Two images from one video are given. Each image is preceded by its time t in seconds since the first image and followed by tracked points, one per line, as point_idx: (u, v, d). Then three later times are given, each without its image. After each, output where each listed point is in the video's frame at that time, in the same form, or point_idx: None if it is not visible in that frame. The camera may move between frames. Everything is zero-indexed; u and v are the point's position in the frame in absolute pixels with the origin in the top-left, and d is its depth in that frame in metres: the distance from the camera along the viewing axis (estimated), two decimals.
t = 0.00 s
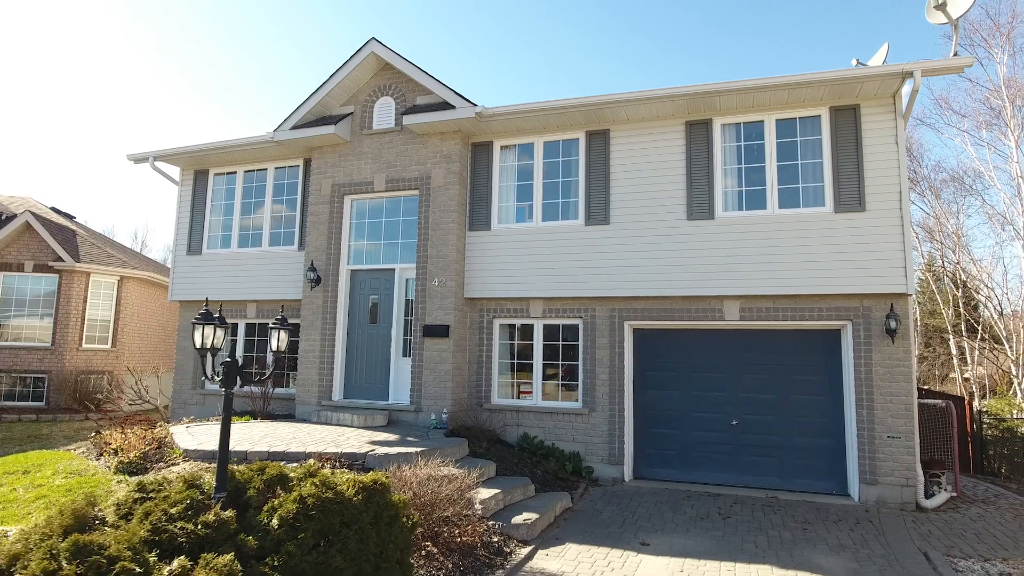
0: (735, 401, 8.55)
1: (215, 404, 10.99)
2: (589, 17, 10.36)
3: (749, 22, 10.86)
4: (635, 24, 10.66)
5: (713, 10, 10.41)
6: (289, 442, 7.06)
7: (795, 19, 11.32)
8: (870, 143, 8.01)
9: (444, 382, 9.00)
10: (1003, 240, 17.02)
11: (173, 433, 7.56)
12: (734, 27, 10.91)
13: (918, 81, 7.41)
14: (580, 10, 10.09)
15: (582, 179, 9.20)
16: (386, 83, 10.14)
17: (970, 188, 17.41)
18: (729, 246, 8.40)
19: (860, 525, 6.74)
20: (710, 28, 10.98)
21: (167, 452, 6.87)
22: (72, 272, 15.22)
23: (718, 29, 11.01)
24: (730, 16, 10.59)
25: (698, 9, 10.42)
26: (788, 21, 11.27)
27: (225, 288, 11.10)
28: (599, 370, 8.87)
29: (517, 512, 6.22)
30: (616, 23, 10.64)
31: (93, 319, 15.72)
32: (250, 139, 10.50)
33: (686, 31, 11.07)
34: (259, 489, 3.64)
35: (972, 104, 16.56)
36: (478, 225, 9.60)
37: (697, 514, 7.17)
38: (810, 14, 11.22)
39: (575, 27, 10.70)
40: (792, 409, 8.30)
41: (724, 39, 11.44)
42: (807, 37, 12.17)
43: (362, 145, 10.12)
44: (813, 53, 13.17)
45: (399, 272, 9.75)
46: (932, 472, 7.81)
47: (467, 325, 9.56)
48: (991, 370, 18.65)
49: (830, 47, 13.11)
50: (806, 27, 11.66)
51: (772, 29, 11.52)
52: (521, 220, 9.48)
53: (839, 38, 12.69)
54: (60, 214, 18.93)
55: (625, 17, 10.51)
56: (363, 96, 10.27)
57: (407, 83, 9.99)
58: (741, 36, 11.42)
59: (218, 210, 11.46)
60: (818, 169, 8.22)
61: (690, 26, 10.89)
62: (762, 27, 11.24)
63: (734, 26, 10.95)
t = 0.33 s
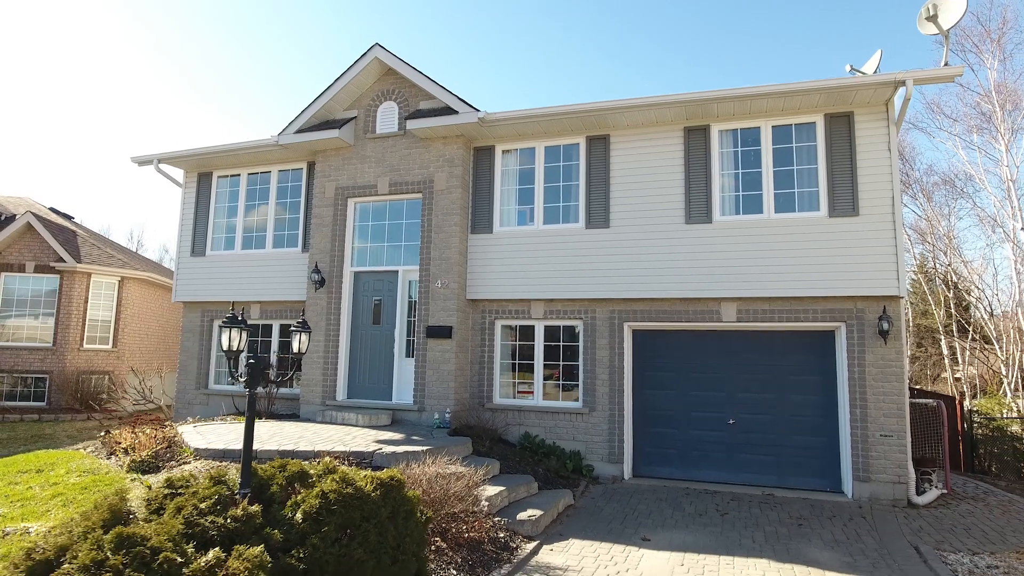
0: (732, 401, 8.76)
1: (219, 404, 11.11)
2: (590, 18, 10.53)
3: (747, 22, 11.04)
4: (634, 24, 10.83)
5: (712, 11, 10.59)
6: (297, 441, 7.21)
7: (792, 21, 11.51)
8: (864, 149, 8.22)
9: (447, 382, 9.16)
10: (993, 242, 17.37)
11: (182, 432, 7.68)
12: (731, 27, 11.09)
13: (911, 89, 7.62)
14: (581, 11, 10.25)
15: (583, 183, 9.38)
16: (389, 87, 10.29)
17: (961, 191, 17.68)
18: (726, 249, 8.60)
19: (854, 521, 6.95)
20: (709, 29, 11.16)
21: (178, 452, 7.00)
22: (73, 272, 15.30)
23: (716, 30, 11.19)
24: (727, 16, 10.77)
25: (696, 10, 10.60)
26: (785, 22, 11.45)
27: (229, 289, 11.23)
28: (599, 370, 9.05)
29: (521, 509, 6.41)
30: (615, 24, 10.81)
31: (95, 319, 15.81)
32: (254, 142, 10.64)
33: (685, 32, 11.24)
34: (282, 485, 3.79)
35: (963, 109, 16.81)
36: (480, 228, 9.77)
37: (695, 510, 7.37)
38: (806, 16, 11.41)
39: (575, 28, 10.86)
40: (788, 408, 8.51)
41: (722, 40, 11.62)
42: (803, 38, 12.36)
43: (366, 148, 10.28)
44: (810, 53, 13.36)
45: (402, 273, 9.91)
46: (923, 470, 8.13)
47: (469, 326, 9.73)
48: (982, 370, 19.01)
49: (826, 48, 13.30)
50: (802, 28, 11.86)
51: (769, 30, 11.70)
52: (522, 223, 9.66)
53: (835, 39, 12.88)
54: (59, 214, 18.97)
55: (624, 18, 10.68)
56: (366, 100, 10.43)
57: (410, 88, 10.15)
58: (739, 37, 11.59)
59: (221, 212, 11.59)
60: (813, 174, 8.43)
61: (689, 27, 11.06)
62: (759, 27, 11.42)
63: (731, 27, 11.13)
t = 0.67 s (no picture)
0: (730, 401, 8.96)
1: (224, 404, 11.26)
2: (590, 20, 10.71)
3: (744, 24, 11.24)
4: (633, 27, 11.01)
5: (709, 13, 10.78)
6: (306, 440, 7.37)
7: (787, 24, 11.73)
8: (859, 155, 8.44)
9: (451, 382, 9.33)
10: (985, 243, 17.73)
11: (192, 432, 7.83)
12: (728, 29, 11.28)
13: (904, 97, 7.84)
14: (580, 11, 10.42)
15: (584, 187, 9.56)
16: (393, 92, 10.47)
17: (954, 193, 17.93)
18: (724, 252, 8.80)
19: (849, 517, 7.17)
20: (707, 32, 11.35)
21: (190, 450, 7.16)
22: (76, 273, 15.41)
23: (713, 33, 11.38)
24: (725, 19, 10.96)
25: (694, 12, 10.78)
26: (782, 24, 11.65)
27: (234, 291, 11.37)
28: (601, 370, 9.24)
29: (527, 506, 6.59)
30: (615, 27, 10.99)
31: (97, 319, 15.91)
32: (259, 146, 10.78)
33: (683, 34, 11.42)
34: (305, 481, 3.97)
35: (956, 113, 17.05)
36: (483, 230, 9.95)
37: (695, 507, 7.57)
38: (802, 19, 11.61)
39: (575, 30, 11.03)
40: (785, 408, 8.72)
41: (719, 42, 11.82)
42: (799, 41, 12.57)
43: (370, 152, 10.44)
44: (805, 56, 13.58)
45: (407, 275, 10.08)
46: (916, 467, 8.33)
47: (472, 327, 9.90)
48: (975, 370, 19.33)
49: (821, 51, 13.51)
50: (797, 31, 12.06)
51: (765, 32, 11.89)
52: (525, 226, 9.84)
53: (830, 43, 13.10)
54: (59, 214, 19.02)
55: (623, 20, 10.86)
56: (371, 105, 10.60)
57: (414, 93, 10.32)
58: (737, 40, 11.78)
59: (226, 215, 11.74)
60: (809, 179, 8.64)
61: (687, 29, 11.25)
62: (756, 29, 11.61)
63: (729, 30, 11.32)
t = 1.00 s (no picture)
0: (729, 400, 9.17)
1: (229, 404, 11.40)
2: (591, 19, 10.88)
3: (741, 25, 11.44)
4: (633, 28, 11.20)
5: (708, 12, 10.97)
6: (314, 439, 7.54)
7: (778, 27, 11.93)
8: (855, 161, 8.65)
9: (455, 382, 9.51)
10: (978, 245, 18.05)
11: (203, 430, 7.98)
12: (725, 29, 11.48)
13: (900, 105, 8.04)
14: (581, 11, 10.59)
15: (586, 191, 9.76)
16: (398, 97, 10.64)
17: (947, 196, 18.24)
18: (723, 255, 9.00)
19: (844, 513, 7.39)
20: (705, 33, 11.54)
21: (202, 449, 7.32)
22: (80, 274, 15.51)
23: (712, 33, 11.57)
24: (723, 19, 11.16)
25: (693, 13, 10.98)
26: (778, 24, 11.84)
27: (239, 292, 11.52)
28: (602, 370, 9.43)
29: (533, 502, 6.78)
30: (615, 27, 11.16)
31: (100, 319, 16.02)
32: (265, 149, 10.94)
33: (682, 34, 11.61)
34: (327, 476, 4.14)
35: (949, 117, 17.31)
36: (486, 233, 10.13)
37: (695, 503, 7.78)
38: (798, 20, 11.80)
39: (576, 30, 11.22)
40: (783, 407, 8.92)
41: (717, 43, 12.02)
42: (795, 42, 12.77)
43: (375, 156, 10.60)
44: (802, 57, 13.78)
45: (411, 277, 10.25)
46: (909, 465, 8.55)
47: (476, 327, 10.08)
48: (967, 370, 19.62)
49: (817, 51, 13.72)
50: (794, 31, 12.26)
51: (763, 32, 12.09)
52: (528, 229, 10.03)
53: (826, 44, 13.30)
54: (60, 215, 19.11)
55: (623, 20, 11.04)
56: (376, 109, 10.76)
57: (419, 98, 10.49)
58: (735, 40, 11.97)
59: (231, 217, 11.88)
60: (806, 184, 8.85)
61: (685, 30, 11.44)
62: (753, 29, 11.81)
63: (728, 31, 11.52)
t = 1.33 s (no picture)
0: (728, 400, 9.38)
1: (235, 404, 11.56)
2: (591, 20, 11.07)
3: (739, 23, 11.61)
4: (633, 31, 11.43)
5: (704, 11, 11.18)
6: (324, 438, 7.72)
7: (777, 27, 12.14)
8: (851, 167, 8.87)
9: (460, 383, 9.69)
10: (971, 248, 18.25)
11: (213, 429, 8.15)
12: (724, 27, 11.62)
13: (894, 113, 8.25)
14: (581, 12, 10.77)
15: (588, 196, 9.95)
16: (403, 102, 10.82)
17: (941, 199, 18.58)
18: (722, 258, 9.22)
19: (840, 509, 7.61)
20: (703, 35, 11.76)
21: (214, 448, 7.49)
22: (83, 274, 15.60)
23: (710, 34, 11.77)
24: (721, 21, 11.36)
25: (692, 14, 11.17)
26: (775, 24, 12.05)
27: (245, 294, 11.67)
28: (603, 370, 9.63)
29: (538, 499, 6.97)
30: (615, 27, 11.35)
31: (103, 320, 16.13)
32: (272, 153, 11.11)
33: (681, 35, 11.81)
34: (347, 473, 4.31)
35: (943, 121, 17.58)
36: (490, 236, 10.32)
37: (695, 500, 7.99)
38: (794, 21, 12.01)
39: (576, 30, 11.38)
40: (780, 407, 9.14)
41: (715, 44, 12.21)
42: (793, 41, 12.94)
43: (380, 160, 10.77)
44: (798, 59, 13.99)
45: (416, 280, 10.43)
46: (903, 463, 8.79)
47: (480, 329, 10.26)
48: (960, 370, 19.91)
49: (814, 53, 13.92)
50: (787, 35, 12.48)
51: (758, 36, 12.32)
52: (530, 232, 10.22)
53: (822, 46, 13.52)
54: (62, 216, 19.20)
55: (623, 20, 11.21)
56: (381, 114, 10.95)
57: (423, 104, 10.68)
58: (730, 41, 12.18)
59: (237, 219, 12.03)
60: (803, 189, 9.07)
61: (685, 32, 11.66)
62: (748, 34, 12.04)
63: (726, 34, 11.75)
